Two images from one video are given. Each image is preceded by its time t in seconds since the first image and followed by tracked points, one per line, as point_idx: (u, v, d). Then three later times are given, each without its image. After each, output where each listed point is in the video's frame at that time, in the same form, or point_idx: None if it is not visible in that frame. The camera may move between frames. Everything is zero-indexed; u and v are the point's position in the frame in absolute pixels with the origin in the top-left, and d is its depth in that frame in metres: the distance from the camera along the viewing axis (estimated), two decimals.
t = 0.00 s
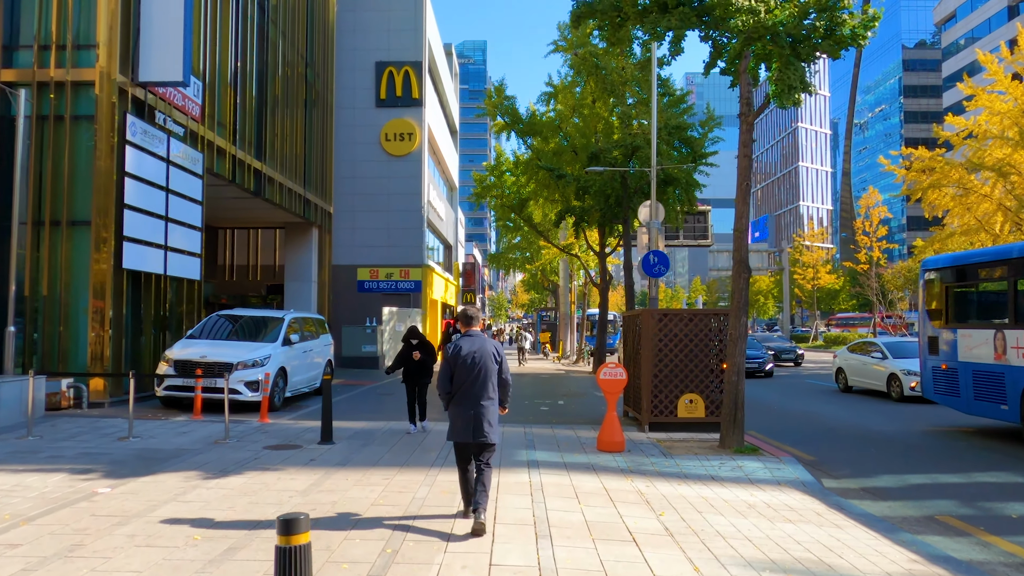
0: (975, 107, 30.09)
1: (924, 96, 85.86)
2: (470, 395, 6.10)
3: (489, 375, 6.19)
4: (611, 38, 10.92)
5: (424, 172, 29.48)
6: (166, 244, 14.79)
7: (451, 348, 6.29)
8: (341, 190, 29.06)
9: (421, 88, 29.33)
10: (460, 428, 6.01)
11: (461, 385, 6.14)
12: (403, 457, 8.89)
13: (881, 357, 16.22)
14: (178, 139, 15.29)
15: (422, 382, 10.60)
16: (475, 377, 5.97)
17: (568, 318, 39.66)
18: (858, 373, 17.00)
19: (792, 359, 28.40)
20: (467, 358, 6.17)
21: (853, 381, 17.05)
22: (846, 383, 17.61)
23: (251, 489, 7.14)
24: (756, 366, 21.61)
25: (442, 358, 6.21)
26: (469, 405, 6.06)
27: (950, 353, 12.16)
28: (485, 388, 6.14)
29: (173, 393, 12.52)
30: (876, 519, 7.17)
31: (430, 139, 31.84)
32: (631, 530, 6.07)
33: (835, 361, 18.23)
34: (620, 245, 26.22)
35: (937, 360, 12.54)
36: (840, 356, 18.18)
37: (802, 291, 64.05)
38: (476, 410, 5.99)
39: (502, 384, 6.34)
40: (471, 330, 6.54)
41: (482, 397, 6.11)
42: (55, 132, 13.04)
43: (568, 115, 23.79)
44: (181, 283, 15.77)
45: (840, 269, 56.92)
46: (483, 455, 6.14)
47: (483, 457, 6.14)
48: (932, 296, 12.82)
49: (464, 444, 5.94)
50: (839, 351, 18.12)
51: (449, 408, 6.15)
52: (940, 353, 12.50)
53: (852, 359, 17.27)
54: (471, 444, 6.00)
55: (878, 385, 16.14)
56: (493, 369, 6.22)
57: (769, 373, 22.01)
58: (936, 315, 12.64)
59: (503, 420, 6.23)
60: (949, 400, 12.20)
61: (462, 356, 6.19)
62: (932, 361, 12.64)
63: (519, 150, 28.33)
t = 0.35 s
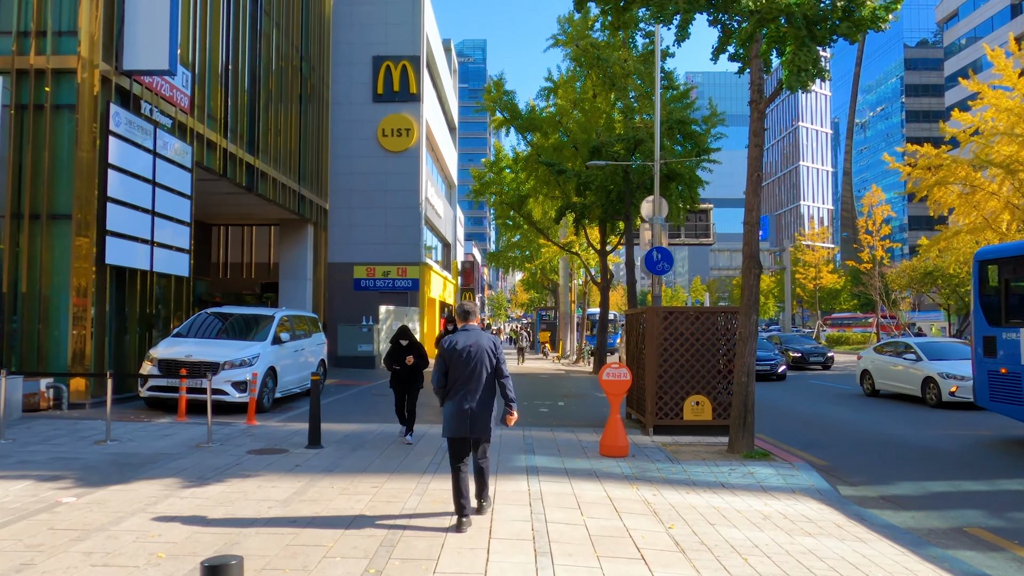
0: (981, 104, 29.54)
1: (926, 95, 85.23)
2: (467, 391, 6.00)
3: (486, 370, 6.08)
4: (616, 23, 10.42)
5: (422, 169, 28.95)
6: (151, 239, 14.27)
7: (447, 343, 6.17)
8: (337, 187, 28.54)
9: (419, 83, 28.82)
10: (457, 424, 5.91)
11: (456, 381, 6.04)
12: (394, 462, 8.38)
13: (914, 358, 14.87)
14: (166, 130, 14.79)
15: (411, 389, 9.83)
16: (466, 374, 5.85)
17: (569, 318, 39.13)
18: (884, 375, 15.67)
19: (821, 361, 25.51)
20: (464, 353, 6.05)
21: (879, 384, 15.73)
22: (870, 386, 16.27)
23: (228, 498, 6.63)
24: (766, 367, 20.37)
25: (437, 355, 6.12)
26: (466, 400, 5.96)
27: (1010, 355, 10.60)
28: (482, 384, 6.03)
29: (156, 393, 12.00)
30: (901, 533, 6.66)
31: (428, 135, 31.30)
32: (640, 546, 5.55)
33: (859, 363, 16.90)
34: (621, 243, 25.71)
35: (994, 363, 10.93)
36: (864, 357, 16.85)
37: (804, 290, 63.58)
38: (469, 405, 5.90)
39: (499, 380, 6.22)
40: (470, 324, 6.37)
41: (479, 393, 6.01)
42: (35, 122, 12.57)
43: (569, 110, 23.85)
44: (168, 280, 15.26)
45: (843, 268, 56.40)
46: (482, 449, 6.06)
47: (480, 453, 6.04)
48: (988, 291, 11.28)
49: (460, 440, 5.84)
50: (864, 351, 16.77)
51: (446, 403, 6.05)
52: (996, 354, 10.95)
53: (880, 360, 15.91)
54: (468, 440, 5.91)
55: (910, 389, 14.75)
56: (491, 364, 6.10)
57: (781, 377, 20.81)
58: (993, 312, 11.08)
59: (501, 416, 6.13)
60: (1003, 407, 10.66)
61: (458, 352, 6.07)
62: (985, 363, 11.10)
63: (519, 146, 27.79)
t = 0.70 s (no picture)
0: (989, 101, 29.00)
1: (928, 94, 84.68)
2: (471, 390, 6.17)
3: (489, 371, 6.24)
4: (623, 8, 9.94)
5: (421, 166, 28.44)
6: (138, 236, 13.76)
7: (451, 343, 6.34)
8: (334, 184, 28.03)
9: (417, 79, 28.31)
10: (459, 421, 6.08)
11: (461, 381, 6.22)
12: (385, 474, 7.87)
13: (954, 363, 14.03)
14: (154, 123, 14.28)
15: (385, 394, 8.65)
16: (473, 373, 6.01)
17: (570, 319, 38.57)
18: (918, 381, 14.97)
19: (856, 367, 23.12)
20: (469, 353, 6.22)
21: (912, 390, 15.02)
22: (902, 393, 15.41)
23: (204, 514, 6.13)
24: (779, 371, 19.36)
25: (443, 354, 6.29)
26: (469, 399, 6.13)
27: None
28: (485, 383, 6.20)
29: (140, 397, 11.50)
30: (932, 552, 6.14)
31: (426, 132, 30.81)
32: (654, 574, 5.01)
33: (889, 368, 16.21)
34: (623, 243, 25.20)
35: None
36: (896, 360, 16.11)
37: (806, 290, 63.08)
38: (474, 404, 6.07)
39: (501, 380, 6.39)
40: (474, 326, 6.58)
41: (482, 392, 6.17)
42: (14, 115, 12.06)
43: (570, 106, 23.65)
44: (156, 279, 14.75)
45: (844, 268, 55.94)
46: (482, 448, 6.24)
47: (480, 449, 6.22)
48: None
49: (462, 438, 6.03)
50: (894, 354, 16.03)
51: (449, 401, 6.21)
52: None
53: (913, 365, 15.16)
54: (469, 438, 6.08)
55: (948, 395, 13.99)
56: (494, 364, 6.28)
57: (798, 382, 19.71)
58: None
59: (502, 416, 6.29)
60: None
61: (463, 351, 6.24)
62: None
63: (519, 143, 27.28)
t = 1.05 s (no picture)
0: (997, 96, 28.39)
1: (930, 92, 84.05)
2: (467, 395, 5.82)
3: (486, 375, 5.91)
4: None
5: (418, 163, 27.93)
6: (122, 233, 13.25)
7: (445, 347, 6.01)
8: (329, 182, 27.51)
9: (414, 74, 27.80)
10: (457, 429, 5.73)
11: (456, 386, 5.87)
12: (372, 485, 7.36)
13: (1000, 366, 12.81)
14: (138, 115, 13.77)
15: (360, 397, 7.72)
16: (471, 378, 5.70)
17: (570, 319, 37.99)
18: (957, 386, 13.80)
19: (894, 371, 20.67)
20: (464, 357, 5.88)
21: (951, 395, 13.86)
22: (938, 397, 14.29)
23: (171, 530, 5.62)
24: (796, 374, 17.80)
25: (437, 358, 5.95)
26: (467, 405, 5.78)
27: None
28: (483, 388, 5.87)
29: (121, 400, 10.99)
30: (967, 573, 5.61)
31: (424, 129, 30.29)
32: None
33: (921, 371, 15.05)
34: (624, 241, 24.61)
35: None
36: (929, 363, 14.96)
37: (808, 289, 62.48)
38: (471, 410, 5.72)
39: (496, 386, 6.07)
40: (467, 328, 6.23)
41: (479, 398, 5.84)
42: None
43: (570, 101, 23.15)
44: (142, 277, 14.24)
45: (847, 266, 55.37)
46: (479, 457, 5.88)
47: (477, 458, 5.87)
48: None
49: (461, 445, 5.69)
50: (928, 356, 14.84)
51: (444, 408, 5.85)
52: None
53: (952, 369, 13.97)
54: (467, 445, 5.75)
55: (996, 403, 12.83)
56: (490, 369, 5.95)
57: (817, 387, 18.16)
58: None
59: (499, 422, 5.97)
60: None
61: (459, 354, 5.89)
62: None
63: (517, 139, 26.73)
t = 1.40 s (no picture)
0: (1006, 91, 27.74)
1: (932, 91, 83.37)
2: (466, 389, 5.90)
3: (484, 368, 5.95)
4: None
5: (416, 159, 27.40)
6: (105, 227, 12.73)
7: (447, 341, 6.09)
8: (326, 178, 26.99)
9: (413, 69, 27.26)
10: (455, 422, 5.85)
11: (456, 379, 5.96)
12: (361, 493, 6.84)
13: None
14: (123, 105, 13.24)
15: (338, 406, 6.78)
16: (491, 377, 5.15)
17: (571, 319, 37.40)
18: (1003, 392, 12.53)
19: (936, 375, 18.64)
20: (462, 352, 5.96)
21: (999, 403, 12.58)
22: (983, 404, 13.02)
23: (137, 546, 5.12)
24: (822, 378, 16.18)
25: (439, 352, 6.06)
26: (466, 399, 5.88)
27: None
28: (481, 381, 5.93)
29: (100, 402, 10.49)
30: None
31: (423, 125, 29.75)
32: None
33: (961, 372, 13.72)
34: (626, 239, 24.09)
35: None
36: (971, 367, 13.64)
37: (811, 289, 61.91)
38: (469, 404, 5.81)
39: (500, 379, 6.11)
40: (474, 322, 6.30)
41: (478, 392, 5.91)
42: None
43: (571, 95, 22.64)
44: (127, 274, 13.72)
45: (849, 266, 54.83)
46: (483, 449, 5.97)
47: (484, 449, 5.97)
48: None
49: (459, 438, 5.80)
50: (969, 357, 13.52)
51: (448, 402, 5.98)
52: None
53: (999, 374, 12.64)
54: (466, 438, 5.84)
55: None
56: (491, 363, 5.99)
57: (844, 394, 16.56)
58: None
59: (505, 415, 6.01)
60: None
61: (456, 349, 5.99)
62: None
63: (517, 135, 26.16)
